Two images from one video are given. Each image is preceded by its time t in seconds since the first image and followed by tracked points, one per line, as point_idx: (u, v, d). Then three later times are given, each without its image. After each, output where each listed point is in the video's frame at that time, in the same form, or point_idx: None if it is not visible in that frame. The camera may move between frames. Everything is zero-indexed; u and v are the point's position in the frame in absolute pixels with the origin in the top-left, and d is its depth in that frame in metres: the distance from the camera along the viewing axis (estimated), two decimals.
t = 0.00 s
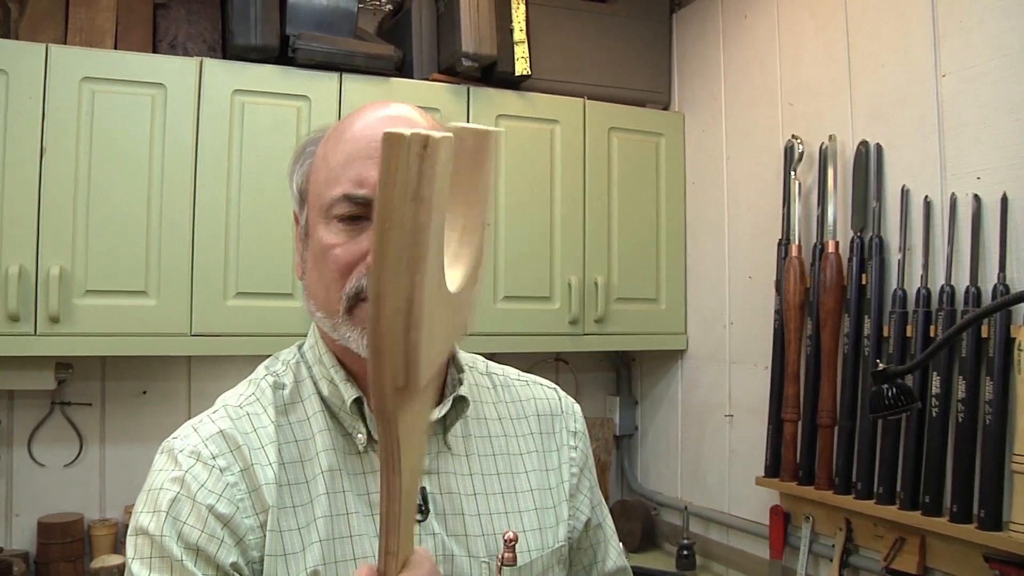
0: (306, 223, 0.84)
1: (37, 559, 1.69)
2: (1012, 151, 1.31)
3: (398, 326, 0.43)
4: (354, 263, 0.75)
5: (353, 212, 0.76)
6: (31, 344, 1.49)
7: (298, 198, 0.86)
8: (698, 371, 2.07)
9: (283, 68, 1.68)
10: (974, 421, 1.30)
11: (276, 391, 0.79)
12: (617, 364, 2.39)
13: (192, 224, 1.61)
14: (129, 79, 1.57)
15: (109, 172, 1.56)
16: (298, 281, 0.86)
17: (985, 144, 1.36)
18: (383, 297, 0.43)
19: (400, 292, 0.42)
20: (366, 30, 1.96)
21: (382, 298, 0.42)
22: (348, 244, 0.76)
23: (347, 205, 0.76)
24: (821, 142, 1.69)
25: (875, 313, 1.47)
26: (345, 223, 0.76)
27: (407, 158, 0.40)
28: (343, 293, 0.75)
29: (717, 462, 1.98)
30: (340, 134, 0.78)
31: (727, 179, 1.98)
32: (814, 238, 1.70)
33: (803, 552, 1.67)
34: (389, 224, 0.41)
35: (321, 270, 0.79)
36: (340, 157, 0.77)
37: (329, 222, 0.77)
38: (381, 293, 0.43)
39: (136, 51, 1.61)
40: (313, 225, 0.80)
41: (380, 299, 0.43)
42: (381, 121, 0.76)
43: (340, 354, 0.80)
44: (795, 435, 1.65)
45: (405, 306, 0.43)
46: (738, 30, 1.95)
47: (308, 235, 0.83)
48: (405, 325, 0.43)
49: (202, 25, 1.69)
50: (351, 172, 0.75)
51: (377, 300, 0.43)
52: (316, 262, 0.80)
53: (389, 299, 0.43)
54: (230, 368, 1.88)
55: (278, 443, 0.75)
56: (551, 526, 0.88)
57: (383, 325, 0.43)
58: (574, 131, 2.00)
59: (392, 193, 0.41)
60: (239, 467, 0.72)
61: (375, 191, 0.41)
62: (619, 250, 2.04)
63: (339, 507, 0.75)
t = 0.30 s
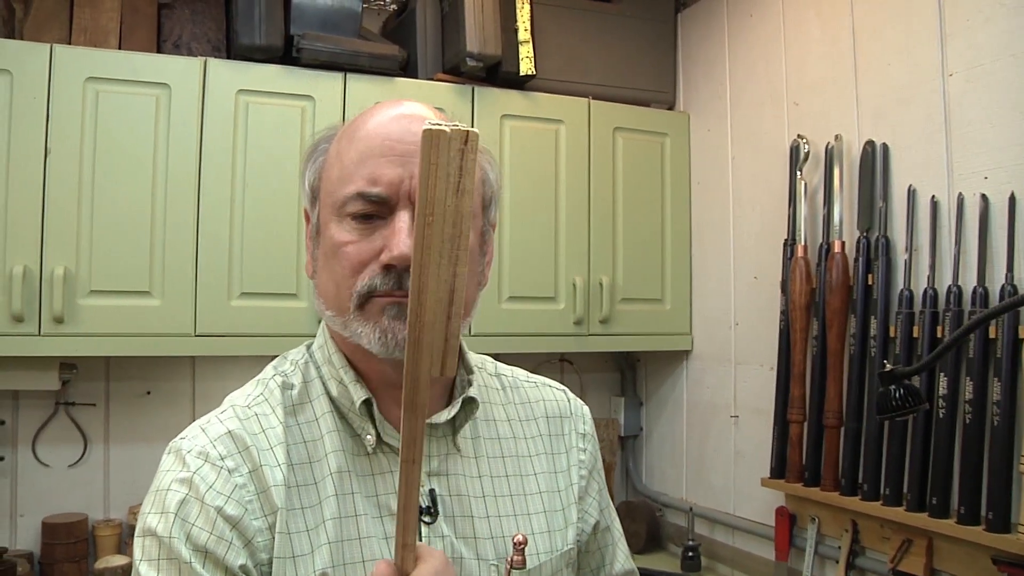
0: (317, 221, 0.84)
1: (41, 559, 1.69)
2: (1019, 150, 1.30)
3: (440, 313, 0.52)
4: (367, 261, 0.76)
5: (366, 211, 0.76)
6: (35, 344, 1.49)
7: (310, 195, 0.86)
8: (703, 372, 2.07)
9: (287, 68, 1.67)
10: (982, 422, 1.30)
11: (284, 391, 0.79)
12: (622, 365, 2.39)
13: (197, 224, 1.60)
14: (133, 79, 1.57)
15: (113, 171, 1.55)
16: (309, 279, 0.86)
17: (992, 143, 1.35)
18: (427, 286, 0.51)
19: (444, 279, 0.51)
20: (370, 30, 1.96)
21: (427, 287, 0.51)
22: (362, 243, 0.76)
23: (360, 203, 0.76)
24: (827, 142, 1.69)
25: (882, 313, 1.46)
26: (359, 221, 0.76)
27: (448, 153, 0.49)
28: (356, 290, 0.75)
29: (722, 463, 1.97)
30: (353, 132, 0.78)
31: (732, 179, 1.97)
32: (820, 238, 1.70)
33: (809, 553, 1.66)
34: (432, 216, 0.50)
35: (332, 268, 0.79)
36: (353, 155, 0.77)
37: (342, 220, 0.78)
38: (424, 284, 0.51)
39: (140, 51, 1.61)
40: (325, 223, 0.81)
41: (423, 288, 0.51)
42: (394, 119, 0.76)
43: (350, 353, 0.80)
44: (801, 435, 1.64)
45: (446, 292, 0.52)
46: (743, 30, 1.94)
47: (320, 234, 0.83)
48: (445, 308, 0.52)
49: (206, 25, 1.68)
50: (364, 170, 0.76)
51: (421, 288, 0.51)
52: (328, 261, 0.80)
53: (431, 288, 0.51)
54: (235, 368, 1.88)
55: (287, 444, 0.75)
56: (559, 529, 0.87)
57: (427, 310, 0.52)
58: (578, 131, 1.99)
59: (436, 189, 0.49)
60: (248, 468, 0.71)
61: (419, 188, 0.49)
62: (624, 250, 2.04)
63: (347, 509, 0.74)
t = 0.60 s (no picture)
0: (321, 220, 0.83)
1: (42, 558, 1.69)
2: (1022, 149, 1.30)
3: (444, 303, 0.51)
4: (372, 260, 0.76)
5: (370, 209, 0.76)
6: (36, 342, 1.49)
7: (313, 193, 0.86)
8: (705, 371, 2.06)
9: (289, 66, 1.67)
10: (985, 421, 1.29)
11: (287, 390, 0.79)
12: (623, 364, 2.38)
13: (198, 222, 1.60)
14: (134, 77, 1.57)
15: (114, 169, 1.55)
16: (313, 277, 0.86)
17: (996, 142, 1.34)
18: (431, 277, 0.50)
19: (449, 268, 0.50)
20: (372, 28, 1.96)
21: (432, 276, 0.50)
22: (367, 242, 0.76)
23: (365, 202, 0.76)
24: (829, 141, 1.68)
25: (884, 312, 1.46)
26: (364, 221, 0.76)
27: (453, 141, 0.48)
28: (361, 291, 0.75)
29: (724, 462, 1.97)
30: (357, 129, 0.78)
31: (734, 178, 1.97)
32: (823, 237, 1.69)
33: (811, 552, 1.66)
34: (436, 204, 0.49)
35: (337, 268, 0.79)
36: (357, 154, 0.76)
37: (347, 219, 0.78)
38: (429, 274, 0.50)
39: (141, 48, 1.61)
40: (329, 221, 0.80)
41: (428, 278, 0.50)
42: (397, 117, 0.76)
43: (355, 352, 0.80)
44: (803, 435, 1.64)
45: (451, 282, 0.51)
46: (746, 28, 1.94)
47: (323, 232, 0.82)
48: (450, 298, 0.51)
49: (208, 23, 1.68)
50: (368, 169, 0.75)
51: (426, 278, 0.50)
52: (333, 261, 0.79)
53: (436, 278, 0.50)
54: (236, 367, 1.87)
55: (289, 443, 0.75)
56: (563, 528, 0.87)
57: (431, 300, 0.51)
58: (580, 129, 1.99)
59: (441, 178, 0.48)
60: (250, 468, 0.71)
61: (424, 176, 0.48)
62: (626, 249, 2.04)
63: (350, 509, 0.74)
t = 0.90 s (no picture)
0: (315, 213, 0.84)
1: (39, 560, 1.69)
2: (1019, 151, 1.30)
3: (417, 294, 0.48)
4: (362, 243, 0.75)
5: (362, 193, 0.77)
6: (33, 343, 1.49)
7: (307, 190, 0.86)
8: (702, 372, 2.07)
9: (287, 67, 1.67)
10: (981, 423, 1.29)
11: (285, 393, 0.79)
12: (621, 365, 2.39)
13: (195, 223, 1.60)
14: (131, 78, 1.57)
15: (111, 170, 1.55)
16: (308, 274, 0.86)
17: (992, 145, 1.34)
18: (404, 267, 0.47)
19: (421, 258, 0.47)
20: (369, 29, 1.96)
21: (403, 268, 0.47)
22: (358, 225, 0.76)
23: (357, 187, 0.76)
24: (826, 143, 1.69)
25: (882, 314, 1.46)
26: (356, 205, 0.76)
27: (421, 130, 0.45)
28: (352, 274, 0.75)
29: (721, 463, 1.97)
30: (350, 121, 0.79)
31: (732, 179, 1.97)
32: (820, 238, 1.69)
33: (808, 553, 1.66)
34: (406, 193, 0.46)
35: (330, 256, 0.79)
36: (350, 141, 0.78)
37: (339, 206, 0.78)
38: (401, 265, 0.47)
39: (138, 49, 1.61)
40: (322, 211, 0.81)
41: (399, 269, 0.47)
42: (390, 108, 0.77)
43: (349, 346, 0.80)
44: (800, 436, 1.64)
45: (424, 271, 0.47)
46: (743, 30, 1.94)
47: (317, 225, 0.83)
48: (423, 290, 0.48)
49: (206, 24, 1.68)
50: (362, 155, 0.76)
51: (397, 269, 0.47)
52: (325, 250, 0.79)
53: (408, 270, 0.47)
54: (233, 368, 1.87)
55: (288, 446, 0.75)
56: (563, 531, 0.87)
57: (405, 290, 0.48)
58: (578, 131, 1.99)
59: (408, 165, 0.46)
60: (248, 472, 0.71)
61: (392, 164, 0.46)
62: (623, 250, 2.04)
63: (349, 513, 0.74)
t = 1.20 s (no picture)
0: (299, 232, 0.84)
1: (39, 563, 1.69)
2: (1018, 159, 1.30)
3: (413, 303, 0.49)
4: (338, 268, 0.75)
5: (333, 216, 0.76)
6: (33, 348, 1.49)
7: (292, 207, 0.87)
8: (701, 378, 2.07)
9: (288, 73, 1.68)
10: (980, 429, 1.30)
11: (284, 400, 0.79)
12: (620, 370, 2.39)
13: (196, 228, 1.60)
14: (132, 83, 1.57)
15: (112, 175, 1.55)
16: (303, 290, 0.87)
17: (992, 152, 1.35)
18: (398, 277, 0.48)
19: (415, 267, 0.48)
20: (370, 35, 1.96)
21: (398, 275, 0.48)
22: (333, 250, 0.76)
23: (326, 210, 0.76)
24: (826, 149, 1.69)
25: (880, 320, 1.46)
26: (329, 228, 0.76)
27: (415, 145, 0.48)
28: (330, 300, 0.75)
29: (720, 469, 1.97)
30: (322, 139, 0.79)
31: (731, 185, 1.98)
32: (819, 245, 1.70)
33: (807, 559, 1.66)
34: (400, 205, 0.48)
35: (313, 279, 0.79)
36: (319, 161, 0.77)
37: (317, 229, 0.78)
38: (396, 274, 0.48)
39: (139, 54, 1.61)
40: (304, 233, 0.81)
41: (396, 277, 0.48)
42: (357, 121, 0.76)
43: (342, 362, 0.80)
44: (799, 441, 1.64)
45: (419, 281, 0.48)
46: (743, 36, 1.95)
47: (301, 244, 0.83)
48: (418, 297, 0.48)
49: (206, 28, 1.68)
50: (328, 176, 0.75)
51: (392, 278, 0.48)
52: (309, 273, 0.80)
53: (403, 278, 0.48)
54: (233, 373, 1.87)
55: (287, 453, 0.75)
56: (562, 535, 0.87)
57: (400, 299, 0.48)
58: (577, 136, 1.99)
59: (403, 178, 0.48)
60: (249, 479, 0.71)
61: (387, 179, 0.48)
62: (623, 255, 2.04)
63: (348, 519, 0.74)
